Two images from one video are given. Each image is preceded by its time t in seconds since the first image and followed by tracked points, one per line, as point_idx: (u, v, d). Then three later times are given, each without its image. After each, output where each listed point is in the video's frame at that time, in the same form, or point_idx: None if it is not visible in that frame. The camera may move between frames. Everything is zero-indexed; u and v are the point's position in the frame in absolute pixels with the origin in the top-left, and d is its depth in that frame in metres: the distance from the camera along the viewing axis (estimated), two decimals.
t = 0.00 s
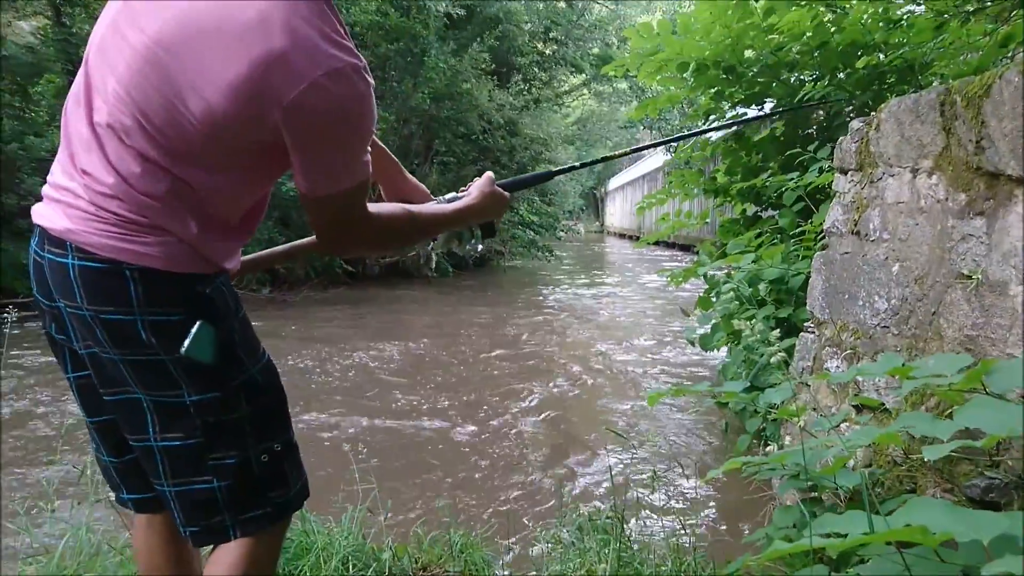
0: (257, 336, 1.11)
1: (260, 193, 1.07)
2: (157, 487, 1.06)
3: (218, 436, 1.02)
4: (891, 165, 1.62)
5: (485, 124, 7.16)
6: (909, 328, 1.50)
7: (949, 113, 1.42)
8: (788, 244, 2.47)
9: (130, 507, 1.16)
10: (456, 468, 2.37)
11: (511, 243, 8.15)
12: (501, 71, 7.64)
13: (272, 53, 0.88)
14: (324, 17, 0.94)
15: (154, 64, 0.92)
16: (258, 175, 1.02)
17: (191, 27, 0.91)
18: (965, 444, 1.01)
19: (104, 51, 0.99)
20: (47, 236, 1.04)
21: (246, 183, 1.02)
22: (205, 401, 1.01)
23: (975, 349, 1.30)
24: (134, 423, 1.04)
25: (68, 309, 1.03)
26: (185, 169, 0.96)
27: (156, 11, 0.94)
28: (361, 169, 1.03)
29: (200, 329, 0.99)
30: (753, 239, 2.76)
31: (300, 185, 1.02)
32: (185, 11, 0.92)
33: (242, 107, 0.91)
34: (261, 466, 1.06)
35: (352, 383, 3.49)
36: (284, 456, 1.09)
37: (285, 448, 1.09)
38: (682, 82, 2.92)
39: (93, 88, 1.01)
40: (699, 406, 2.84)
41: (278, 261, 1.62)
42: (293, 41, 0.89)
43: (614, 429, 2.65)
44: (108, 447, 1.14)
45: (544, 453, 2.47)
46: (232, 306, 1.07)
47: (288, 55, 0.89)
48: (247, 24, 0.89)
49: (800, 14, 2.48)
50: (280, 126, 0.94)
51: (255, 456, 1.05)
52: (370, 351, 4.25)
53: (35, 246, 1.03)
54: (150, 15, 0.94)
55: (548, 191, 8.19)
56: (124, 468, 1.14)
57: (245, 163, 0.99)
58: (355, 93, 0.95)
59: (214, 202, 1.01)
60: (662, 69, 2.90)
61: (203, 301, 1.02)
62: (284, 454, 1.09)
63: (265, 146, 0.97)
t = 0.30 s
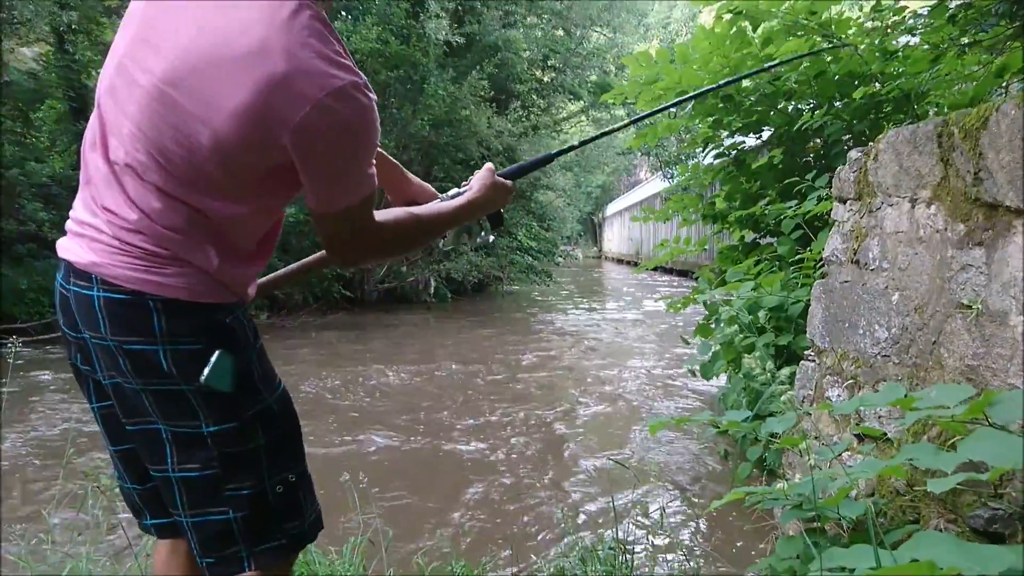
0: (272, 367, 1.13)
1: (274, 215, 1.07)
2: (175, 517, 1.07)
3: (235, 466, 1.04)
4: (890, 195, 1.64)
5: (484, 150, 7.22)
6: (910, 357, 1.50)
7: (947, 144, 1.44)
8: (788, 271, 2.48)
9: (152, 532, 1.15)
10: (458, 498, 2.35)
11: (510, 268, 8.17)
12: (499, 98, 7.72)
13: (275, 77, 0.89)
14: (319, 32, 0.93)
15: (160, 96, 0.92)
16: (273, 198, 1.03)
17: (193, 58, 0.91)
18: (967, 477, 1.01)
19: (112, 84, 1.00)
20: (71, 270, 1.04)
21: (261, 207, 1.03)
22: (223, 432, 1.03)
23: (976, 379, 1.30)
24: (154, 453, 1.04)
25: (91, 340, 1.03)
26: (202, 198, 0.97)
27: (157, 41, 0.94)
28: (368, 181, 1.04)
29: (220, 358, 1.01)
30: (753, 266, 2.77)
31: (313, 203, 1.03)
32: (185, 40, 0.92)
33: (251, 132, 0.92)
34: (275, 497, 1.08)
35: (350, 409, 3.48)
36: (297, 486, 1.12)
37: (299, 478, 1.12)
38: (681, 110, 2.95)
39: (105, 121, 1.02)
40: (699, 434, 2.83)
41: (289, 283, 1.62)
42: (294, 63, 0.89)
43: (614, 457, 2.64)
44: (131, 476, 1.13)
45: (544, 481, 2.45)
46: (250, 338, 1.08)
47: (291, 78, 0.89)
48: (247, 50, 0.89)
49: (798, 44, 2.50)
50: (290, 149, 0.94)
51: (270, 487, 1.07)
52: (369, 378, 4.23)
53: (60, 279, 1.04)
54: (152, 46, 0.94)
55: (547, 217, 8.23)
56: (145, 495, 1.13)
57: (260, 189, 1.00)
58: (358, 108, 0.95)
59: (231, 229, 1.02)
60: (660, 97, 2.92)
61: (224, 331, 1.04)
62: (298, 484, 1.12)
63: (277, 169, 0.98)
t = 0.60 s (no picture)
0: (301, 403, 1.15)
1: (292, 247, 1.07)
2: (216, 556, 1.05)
3: (276, 499, 1.06)
4: (879, 222, 1.66)
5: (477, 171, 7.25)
6: (901, 383, 1.51)
7: (934, 172, 1.46)
8: (779, 295, 2.49)
9: (181, 571, 1.14)
10: (451, 523, 2.35)
11: (503, 289, 8.20)
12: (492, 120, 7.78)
13: (286, 106, 0.89)
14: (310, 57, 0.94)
15: (174, 150, 0.90)
16: (291, 229, 1.03)
17: (199, 104, 0.90)
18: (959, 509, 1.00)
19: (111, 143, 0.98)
20: (103, 331, 1.01)
21: (279, 241, 1.02)
22: (263, 467, 1.03)
23: (966, 406, 1.31)
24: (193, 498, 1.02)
25: (130, 395, 1.01)
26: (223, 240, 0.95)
27: (154, 90, 0.93)
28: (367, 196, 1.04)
29: (258, 398, 1.02)
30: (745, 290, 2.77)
31: (327, 223, 1.03)
32: (182, 85, 0.91)
33: (265, 164, 0.91)
34: (316, 522, 1.13)
35: (344, 432, 3.46)
36: (334, 511, 1.16)
37: (335, 503, 1.16)
38: (672, 134, 2.99)
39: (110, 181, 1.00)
40: (693, 457, 2.84)
41: (297, 307, 1.62)
42: (296, 89, 0.89)
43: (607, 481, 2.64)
44: (160, 516, 1.12)
45: (537, 506, 2.45)
46: (284, 374, 1.09)
47: (297, 104, 0.89)
48: (249, 83, 0.89)
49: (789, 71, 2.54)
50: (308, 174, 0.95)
51: (310, 514, 1.11)
52: (362, 399, 4.23)
53: (93, 336, 1.02)
54: (148, 96, 0.93)
55: (540, 237, 8.27)
56: (178, 533, 1.12)
57: (280, 223, 1.00)
58: (363, 122, 0.96)
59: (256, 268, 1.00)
60: (653, 123, 2.93)
61: (261, 371, 1.05)
62: (334, 509, 1.16)
63: (295, 198, 0.98)
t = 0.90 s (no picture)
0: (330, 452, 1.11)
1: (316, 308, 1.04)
2: None
3: (328, 538, 1.00)
4: (867, 258, 1.68)
5: (471, 197, 7.31)
6: (890, 419, 1.52)
7: (919, 211, 1.49)
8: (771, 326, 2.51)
9: None
10: (444, 554, 2.34)
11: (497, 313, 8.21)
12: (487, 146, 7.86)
13: (319, 165, 0.89)
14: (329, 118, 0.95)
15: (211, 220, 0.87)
16: (318, 290, 1.01)
17: (232, 173, 0.87)
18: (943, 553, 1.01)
19: (123, 216, 0.93)
20: (134, 421, 0.93)
21: (308, 302, 0.99)
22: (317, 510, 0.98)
23: (953, 444, 1.32)
24: (249, 560, 0.93)
25: (175, 469, 0.92)
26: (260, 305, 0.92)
27: (173, 159, 0.89)
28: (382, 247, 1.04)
29: (306, 442, 0.99)
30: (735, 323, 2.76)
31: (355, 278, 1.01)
32: (207, 152, 0.88)
33: (299, 224, 0.90)
34: (365, 559, 1.07)
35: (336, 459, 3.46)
36: (375, 548, 1.11)
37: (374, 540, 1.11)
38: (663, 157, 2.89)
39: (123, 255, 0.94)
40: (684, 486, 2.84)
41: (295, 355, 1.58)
42: (326, 149, 0.90)
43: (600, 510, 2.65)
44: None
45: (528, 535, 2.45)
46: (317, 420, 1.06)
47: (330, 163, 0.90)
48: (281, 147, 0.88)
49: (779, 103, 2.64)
50: (341, 231, 0.94)
51: (358, 550, 1.06)
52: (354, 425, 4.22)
53: (125, 420, 0.93)
54: (167, 166, 0.89)
55: (533, 261, 8.31)
56: None
57: (310, 284, 0.97)
58: (386, 176, 0.97)
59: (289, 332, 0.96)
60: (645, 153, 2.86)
61: (303, 419, 1.01)
62: (375, 547, 1.11)
63: (324, 257, 0.97)
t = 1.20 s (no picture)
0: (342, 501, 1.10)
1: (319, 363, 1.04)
2: None
3: None
4: (854, 292, 1.70)
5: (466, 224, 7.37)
6: (878, 454, 1.54)
7: (903, 247, 1.51)
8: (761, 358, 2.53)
9: None
10: None
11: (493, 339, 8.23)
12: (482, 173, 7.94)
13: (299, 226, 0.89)
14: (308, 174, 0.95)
15: (200, 293, 0.88)
16: (318, 346, 1.01)
17: (218, 244, 0.88)
18: None
19: (119, 295, 0.94)
20: (146, 488, 0.95)
21: (309, 359, 0.99)
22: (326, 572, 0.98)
23: (939, 480, 1.34)
24: None
25: (185, 534, 0.94)
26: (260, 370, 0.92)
27: (162, 235, 0.90)
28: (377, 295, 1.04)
29: (315, 504, 0.99)
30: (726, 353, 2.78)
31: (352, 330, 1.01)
32: (194, 224, 0.89)
33: (288, 286, 0.90)
34: None
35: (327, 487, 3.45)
36: None
37: None
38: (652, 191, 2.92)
39: (122, 332, 0.95)
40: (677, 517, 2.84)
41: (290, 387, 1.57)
42: (307, 208, 0.90)
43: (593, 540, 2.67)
44: None
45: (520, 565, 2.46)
46: (325, 475, 1.05)
47: (313, 221, 0.90)
48: (263, 211, 0.89)
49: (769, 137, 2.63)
50: (331, 288, 0.94)
51: None
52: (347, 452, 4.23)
53: (136, 486, 0.95)
54: (157, 242, 0.90)
55: (528, 287, 8.34)
56: None
57: (307, 342, 0.98)
58: (371, 226, 0.97)
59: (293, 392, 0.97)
60: (637, 181, 2.88)
61: (311, 478, 1.01)
62: None
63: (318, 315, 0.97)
